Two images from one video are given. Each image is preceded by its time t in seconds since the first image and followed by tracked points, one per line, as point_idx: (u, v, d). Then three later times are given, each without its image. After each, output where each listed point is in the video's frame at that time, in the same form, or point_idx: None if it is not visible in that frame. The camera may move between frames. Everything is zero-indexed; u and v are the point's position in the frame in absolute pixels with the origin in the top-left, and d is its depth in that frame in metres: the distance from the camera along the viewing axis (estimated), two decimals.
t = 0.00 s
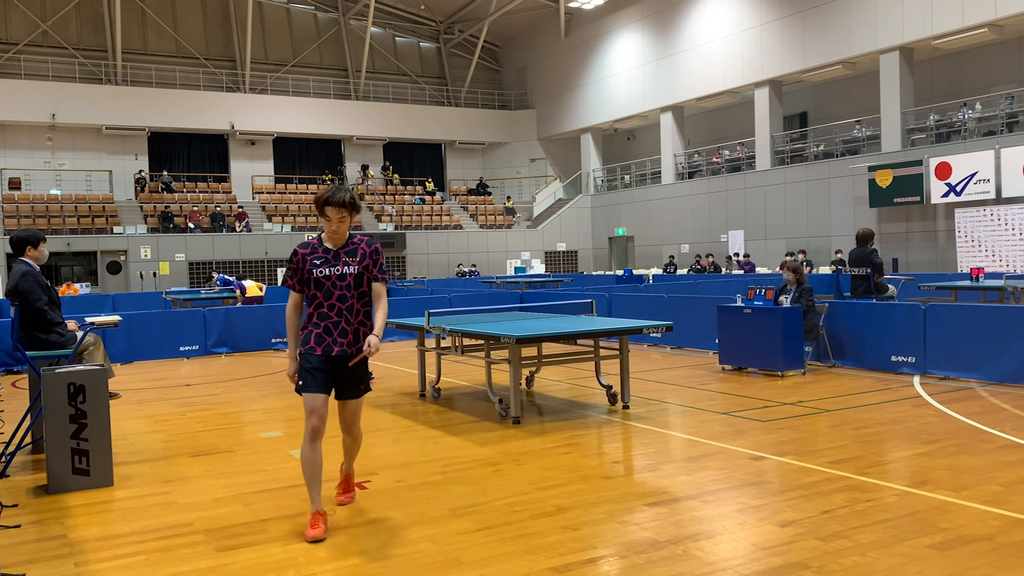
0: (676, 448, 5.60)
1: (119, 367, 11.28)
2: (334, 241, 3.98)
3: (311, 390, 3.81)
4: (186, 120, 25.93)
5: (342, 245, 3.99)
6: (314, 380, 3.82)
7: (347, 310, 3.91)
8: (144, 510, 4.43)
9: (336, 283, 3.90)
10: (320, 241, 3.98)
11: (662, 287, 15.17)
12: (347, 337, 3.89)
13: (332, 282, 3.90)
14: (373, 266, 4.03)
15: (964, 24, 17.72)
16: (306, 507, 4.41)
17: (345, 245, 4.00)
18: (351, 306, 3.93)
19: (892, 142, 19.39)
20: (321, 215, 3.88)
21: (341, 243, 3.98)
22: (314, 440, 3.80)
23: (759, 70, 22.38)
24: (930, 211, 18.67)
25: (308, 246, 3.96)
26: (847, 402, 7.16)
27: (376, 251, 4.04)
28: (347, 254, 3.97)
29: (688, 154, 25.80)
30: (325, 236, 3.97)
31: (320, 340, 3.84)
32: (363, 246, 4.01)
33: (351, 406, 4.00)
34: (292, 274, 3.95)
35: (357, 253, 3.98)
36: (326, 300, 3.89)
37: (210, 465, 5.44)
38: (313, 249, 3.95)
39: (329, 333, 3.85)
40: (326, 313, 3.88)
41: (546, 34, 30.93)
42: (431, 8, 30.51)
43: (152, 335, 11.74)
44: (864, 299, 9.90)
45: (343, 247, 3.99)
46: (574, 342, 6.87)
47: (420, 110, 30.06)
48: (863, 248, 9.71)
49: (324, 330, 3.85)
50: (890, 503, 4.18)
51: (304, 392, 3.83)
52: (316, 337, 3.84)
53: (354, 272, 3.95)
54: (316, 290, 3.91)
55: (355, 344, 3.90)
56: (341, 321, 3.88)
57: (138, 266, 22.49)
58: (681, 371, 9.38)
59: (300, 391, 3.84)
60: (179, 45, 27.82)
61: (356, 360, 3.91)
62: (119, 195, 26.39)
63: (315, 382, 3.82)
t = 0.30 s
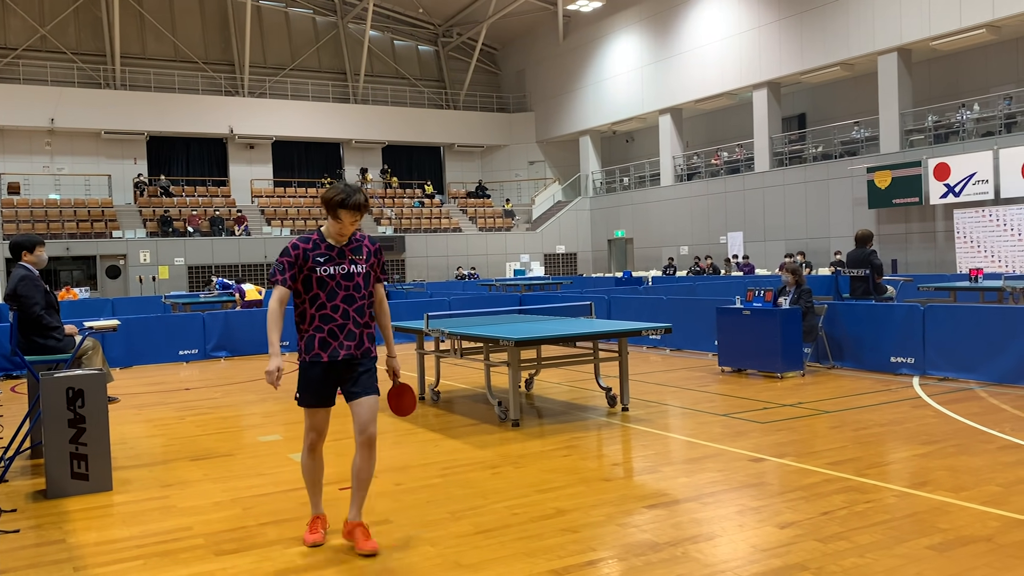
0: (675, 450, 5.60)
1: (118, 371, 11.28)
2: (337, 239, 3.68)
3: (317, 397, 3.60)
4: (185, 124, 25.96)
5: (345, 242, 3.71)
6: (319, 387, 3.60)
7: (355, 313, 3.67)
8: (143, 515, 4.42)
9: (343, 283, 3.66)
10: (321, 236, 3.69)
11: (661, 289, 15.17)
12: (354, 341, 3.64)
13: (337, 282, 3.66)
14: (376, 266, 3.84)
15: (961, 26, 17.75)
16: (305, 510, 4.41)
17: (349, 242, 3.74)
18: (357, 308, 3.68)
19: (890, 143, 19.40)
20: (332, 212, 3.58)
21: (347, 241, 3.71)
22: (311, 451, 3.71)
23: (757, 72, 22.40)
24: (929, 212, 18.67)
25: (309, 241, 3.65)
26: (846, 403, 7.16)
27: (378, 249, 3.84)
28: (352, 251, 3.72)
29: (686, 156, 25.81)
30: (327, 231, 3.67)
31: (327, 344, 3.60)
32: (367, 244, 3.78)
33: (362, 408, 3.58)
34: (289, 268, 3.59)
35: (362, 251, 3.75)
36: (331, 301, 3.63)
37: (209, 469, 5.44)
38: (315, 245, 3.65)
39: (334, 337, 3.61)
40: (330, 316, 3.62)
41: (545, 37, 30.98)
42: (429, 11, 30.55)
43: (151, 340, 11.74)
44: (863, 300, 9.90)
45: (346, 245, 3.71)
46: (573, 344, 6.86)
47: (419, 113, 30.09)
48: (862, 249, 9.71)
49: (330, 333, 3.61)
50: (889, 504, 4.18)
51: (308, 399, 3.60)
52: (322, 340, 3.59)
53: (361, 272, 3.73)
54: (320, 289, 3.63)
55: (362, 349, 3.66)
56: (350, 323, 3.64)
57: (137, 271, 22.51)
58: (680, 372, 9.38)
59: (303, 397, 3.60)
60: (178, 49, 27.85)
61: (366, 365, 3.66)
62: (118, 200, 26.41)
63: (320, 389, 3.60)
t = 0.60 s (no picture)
0: (676, 451, 5.61)
1: (120, 373, 11.29)
2: (374, 245, 3.27)
3: (351, 415, 3.22)
4: (187, 126, 25.99)
5: (382, 248, 3.30)
6: (352, 406, 3.22)
7: (391, 325, 3.29)
8: (145, 517, 4.43)
9: (379, 292, 3.27)
10: (356, 240, 3.27)
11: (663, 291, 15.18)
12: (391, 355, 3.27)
13: (373, 290, 3.26)
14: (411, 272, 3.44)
15: (963, 26, 17.74)
16: (307, 513, 4.41)
17: (385, 247, 3.32)
18: (394, 318, 3.30)
19: (892, 143, 19.37)
20: (372, 217, 3.16)
21: (384, 249, 3.30)
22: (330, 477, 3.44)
23: (759, 73, 22.39)
24: (930, 213, 18.66)
25: (343, 245, 3.24)
26: (848, 404, 7.16)
27: (415, 255, 3.43)
28: (388, 257, 3.31)
29: (688, 158, 25.80)
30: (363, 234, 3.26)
31: (362, 358, 3.22)
32: (405, 250, 3.38)
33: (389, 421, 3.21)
34: (321, 275, 3.20)
35: (399, 257, 3.35)
36: (365, 312, 3.24)
37: (211, 471, 5.45)
38: (350, 250, 3.24)
39: (370, 351, 3.23)
40: (365, 328, 3.25)
41: (546, 39, 31.00)
42: (431, 13, 30.59)
43: (153, 342, 11.75)
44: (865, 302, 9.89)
45: (383, 251, 3.30)
46: (575, 346, 6.86)
47: (421, 115, 30.11)
48: (863, 250, 9.69)
49: (365, 346, 3.23)
50: (891, 506, 4.17)
51: (340, 416, 3.22)
52: (356, 354, 3.22)
53: (397, 280, 3.33)
54: (354, 298, 3.25)
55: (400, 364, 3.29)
56: (386, 336, 3.26)
57: (139, 273, 22.54)
58: (682, 374, 9.37)
59: (334, 415, 3.23)
60: (180, 52, 27.91)
61: (403, 382, 3.29)
62: (120, 202, 26.44)
63: (353, 409, 3.22)
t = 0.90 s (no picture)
0: (680, 451, 5.60)
1: (124, 374, 11.32)
2: (424, 238, 3.06)
3: (419, 421, 2.98)
4: (190, 127, 26.03)
5: (431, 242, 3.10)
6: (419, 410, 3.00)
7: (443, 323, 3.13)
8: (149, 517, 4.44)
9: (430, 288, 3.08)
10: (404, 234, 3.07)
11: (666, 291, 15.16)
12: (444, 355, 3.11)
13: (425, 287, 3.08)
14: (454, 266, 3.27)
15: (967, 26, 17.71)
16: (311, 513, 4.41)
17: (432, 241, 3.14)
18: (445, 316, 3.14)
19: (895, 143, 19.35)
20: (427, 206, 2.95)
21: (433, 243, 3.11)
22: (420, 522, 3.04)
23: (762, 73, 22.36)
24: (934, 213, 18.63)
25: (393, 240, 3.04)
26: (852, 404, 7.14)
27: (457, 247, 3.26)
28: (436, 251, 3.13)
29: (691, 158, 25.77)
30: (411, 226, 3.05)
31: (420, 359, 3.03)
32: (449, 244, 3.20)
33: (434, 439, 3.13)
34: (373, 274, 3.00)
35: (446, 251, 3.17)
36: (420, 311, 3.05)
37: (215, 471, 5.45)
38: (400, 246, 3.04)
39: (428, 351, 3.05)
40: (422, 328, 3.06)
41: (549, 39, 30.99)
42: (434, 14, 30.62)
43: (157, 342, 11.77)
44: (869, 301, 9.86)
45: (431, 246, 3.11)
46: (579, 346, 6.86)
47: (423, 116, 30.12)
48: (867, 250, 9.67)
49: (422, 346, 3.04)
50: (895, 506, 4.16)
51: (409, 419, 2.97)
52: (413, 354, 3.02)
53: (446, 275, 3.15)
54: (409, 296, 3.04)
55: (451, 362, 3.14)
56: (439, 336, 3.10)
57: (143, 273, 22.60)
58: (685, 374, 9.37)
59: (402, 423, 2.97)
60: (184, 53, 27.96)
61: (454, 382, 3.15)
62: (124, 203, 26.49)
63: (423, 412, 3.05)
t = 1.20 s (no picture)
0: (680, 450, 5.60)
1: (125, 372, 11.32)
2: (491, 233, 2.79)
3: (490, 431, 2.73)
4: (192, 126, 26.04)
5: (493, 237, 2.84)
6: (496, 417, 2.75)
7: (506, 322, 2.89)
8: (150, 515, 4.44)
9: (499, 285, 2.83)
10: (473, 227, 2.76)
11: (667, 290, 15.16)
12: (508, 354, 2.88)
13: (494, 285, 2.82)
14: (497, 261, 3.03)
15: (969, 25, 17.68)
16: (312, 510, 4.42)
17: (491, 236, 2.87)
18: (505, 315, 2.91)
19: (897, 142, 19.35)
20: (511, 198, 2.72)
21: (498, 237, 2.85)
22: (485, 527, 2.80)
23: (764, 71, 22.33)
24: (936, 212, 18.60)
25: (467, 235, 2.73)
26: (853, 403, 7.14)
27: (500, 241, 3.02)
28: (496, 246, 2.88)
29: (693, 156, 25.73)
30: (479, 220, 2.77)
31: (498, 362, 2.78)
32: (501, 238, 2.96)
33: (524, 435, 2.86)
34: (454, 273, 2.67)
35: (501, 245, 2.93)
36: (492, 310, 2.79)
37: (216, 470, 5.46)
38: (473, 241, 2.74)
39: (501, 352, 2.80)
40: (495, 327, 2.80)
41: (551, 38, 30.97)
42: (435, 12, 30.62)
43: (158, 340, 11.77)
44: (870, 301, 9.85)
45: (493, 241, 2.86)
46: (580, 344, 6.85)
47: (424, 114, 30.12)
48: (868, 249, 9.65)
49: (497, 346, 2.79)
50: (897, 505, 4.16)
51: (492, 427, 2.72)
52: (493, 356, 2.76)
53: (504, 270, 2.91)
54: (484, 295, 2.77)
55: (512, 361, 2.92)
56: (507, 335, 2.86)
57: (144, 272, 22.60)
58: (686, 373, 9.37)
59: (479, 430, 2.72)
60: (185, 51, 27.96)
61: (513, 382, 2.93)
62: (125, 201, 26.52)
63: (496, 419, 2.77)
